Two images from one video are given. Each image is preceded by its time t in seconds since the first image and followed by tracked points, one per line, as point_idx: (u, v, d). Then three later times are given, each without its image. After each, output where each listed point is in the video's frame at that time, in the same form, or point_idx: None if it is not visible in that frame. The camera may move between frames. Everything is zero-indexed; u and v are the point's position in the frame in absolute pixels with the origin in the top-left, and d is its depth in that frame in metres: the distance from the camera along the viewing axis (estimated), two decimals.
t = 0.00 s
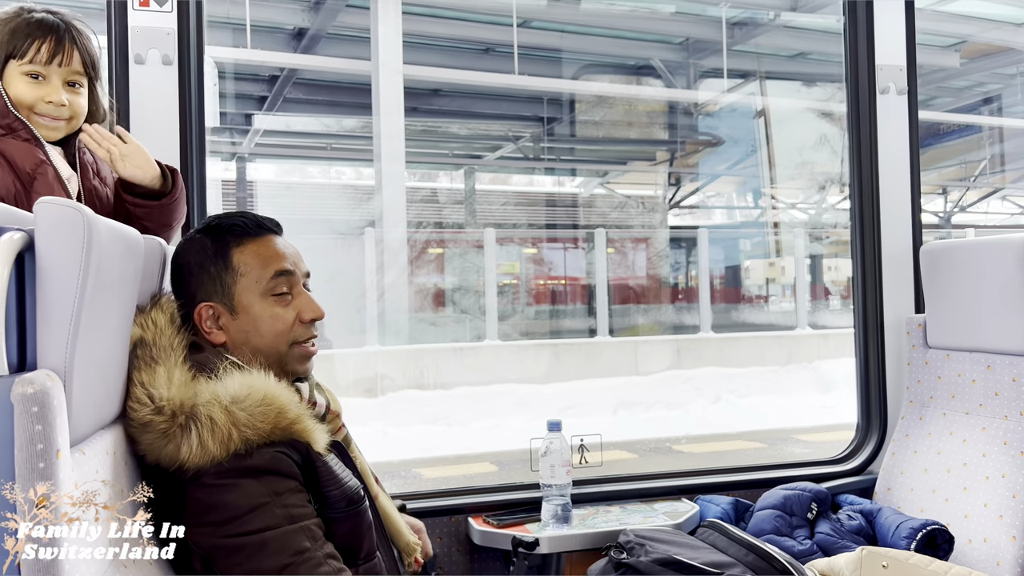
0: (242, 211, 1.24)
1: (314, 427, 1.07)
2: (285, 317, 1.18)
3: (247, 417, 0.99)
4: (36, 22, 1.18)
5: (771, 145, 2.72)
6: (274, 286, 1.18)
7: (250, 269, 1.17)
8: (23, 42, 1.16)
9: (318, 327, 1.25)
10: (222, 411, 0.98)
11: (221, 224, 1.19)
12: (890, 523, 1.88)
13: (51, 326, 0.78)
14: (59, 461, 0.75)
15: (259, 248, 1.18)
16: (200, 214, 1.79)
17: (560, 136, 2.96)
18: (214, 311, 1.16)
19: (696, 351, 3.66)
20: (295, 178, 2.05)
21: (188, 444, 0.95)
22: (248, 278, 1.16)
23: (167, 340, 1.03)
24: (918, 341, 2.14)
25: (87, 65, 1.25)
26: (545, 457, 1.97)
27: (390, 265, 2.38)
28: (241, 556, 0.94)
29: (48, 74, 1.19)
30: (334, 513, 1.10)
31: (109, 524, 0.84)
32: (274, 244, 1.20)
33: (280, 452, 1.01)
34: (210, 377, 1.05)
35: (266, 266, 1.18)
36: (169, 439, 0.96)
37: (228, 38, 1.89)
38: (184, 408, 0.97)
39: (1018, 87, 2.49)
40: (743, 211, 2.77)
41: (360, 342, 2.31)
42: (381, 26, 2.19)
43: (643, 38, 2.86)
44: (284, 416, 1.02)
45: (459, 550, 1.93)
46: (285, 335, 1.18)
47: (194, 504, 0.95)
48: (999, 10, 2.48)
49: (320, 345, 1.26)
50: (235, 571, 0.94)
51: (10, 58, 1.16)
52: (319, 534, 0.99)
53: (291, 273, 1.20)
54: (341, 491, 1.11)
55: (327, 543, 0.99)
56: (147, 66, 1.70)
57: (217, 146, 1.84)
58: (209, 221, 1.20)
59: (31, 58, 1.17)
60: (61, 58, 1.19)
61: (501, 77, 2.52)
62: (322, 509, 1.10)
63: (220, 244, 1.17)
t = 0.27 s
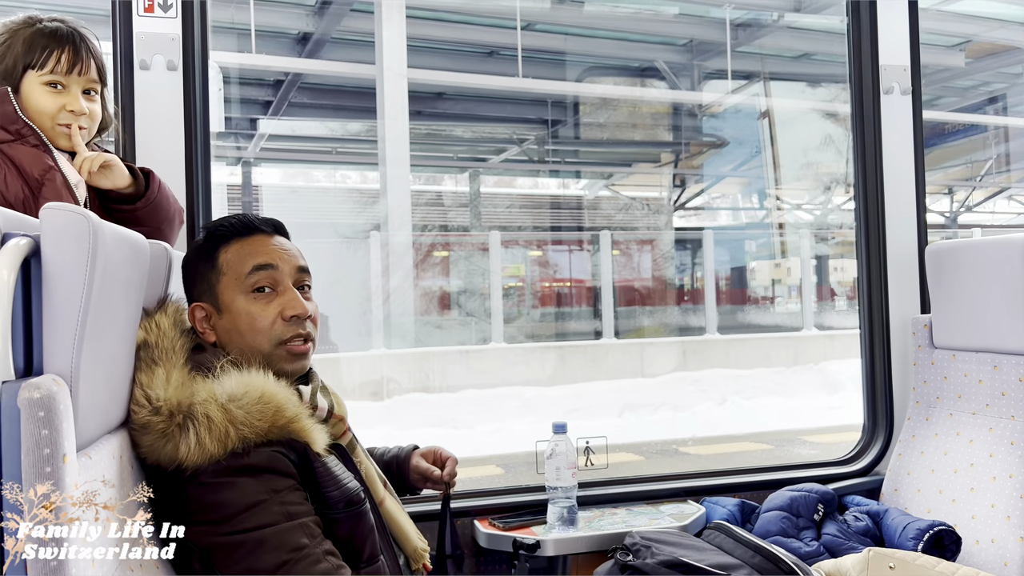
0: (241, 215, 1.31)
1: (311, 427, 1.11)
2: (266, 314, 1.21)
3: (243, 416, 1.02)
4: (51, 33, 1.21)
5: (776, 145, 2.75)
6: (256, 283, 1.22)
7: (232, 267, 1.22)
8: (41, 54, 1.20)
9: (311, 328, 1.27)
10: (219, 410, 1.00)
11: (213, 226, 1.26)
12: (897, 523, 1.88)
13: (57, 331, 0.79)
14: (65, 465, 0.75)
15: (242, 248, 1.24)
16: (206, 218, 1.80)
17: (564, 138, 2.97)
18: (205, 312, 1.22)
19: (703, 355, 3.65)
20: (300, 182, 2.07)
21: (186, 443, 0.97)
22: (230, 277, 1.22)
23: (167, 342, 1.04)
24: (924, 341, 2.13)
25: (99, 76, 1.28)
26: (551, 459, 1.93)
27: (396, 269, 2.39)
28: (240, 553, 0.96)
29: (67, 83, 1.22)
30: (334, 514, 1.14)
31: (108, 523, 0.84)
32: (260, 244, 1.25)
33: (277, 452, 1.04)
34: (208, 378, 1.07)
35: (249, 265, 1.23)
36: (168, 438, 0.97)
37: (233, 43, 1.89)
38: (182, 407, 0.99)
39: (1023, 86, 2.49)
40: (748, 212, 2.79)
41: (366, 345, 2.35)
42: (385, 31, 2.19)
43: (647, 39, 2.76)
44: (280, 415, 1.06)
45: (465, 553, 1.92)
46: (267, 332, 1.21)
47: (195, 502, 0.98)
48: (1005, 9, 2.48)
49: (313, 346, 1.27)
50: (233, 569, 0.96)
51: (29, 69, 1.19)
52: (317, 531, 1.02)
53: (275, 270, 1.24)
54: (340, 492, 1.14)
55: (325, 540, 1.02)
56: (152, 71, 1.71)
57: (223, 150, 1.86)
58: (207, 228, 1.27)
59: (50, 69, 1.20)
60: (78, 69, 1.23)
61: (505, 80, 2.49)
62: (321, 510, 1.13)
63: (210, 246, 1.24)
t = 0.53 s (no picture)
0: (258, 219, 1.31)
1: (313, 431, 1.11)
2: (273, 323, 1.22)
3: (242, 417, 1.01)
4: (55, 37, 1.21)
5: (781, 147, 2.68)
6: (265, 291, 1.23)
7: (243, 273, 1.23)
8: (45, 59, 1.20)
9: (319, 338, 1.27)
10: (219, 411, 1.00)
11: (228, 230, 1.27)
12: (902, 523, 1.87)
13: (60, 334, 0.79)
14: (67, 468, 0.76)
15: (256, 255, 1.24)
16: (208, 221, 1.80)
17: (567, 140, 3.04)
18: (217, 314, 1.24)
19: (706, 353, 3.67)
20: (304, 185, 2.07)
21: (185, 442, 0.97)
22: (240, 283, 1.23)
23: (172, 342, 1.04)
24: (928, 340, 2.12)
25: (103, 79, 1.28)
26: (556, 461, 1.93)
27: (399, 271, 2.47)
28: (235, 554, 0.96)
29: (72, 87, 1.23)
30: (334, 517, 1.14)
31: (108, 523, 0.83)
32: (274, 252, 1.25)
33: (276, 454, 1.04)
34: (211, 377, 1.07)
35: (261, 273, 1.23)
36: (167, 437, 0.97)
37: (236, 46, 1.86)
38: (182, 406, 0.99)
39: None
40: (751, 212, 2.85)
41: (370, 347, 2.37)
42: (387, 33, 2.20)
43: (649, 41, 2.80)
44: (280, 417, 1.05)
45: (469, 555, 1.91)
46: (273, 340, 1.22)
47: (193, 501, 0.98)
48: (1007, 7, 2.48)
49: (320, 355, 1.27)
50: (230, 569, 0.96)
51: (34, 73, 1.20)
52: (315, 535, 1.01)
53: (284, 281, 1.24)
54: (341, 496, 1.14)
55: (322, 545, 1.01)
56: (153, 75, 1.70)
57: (225, 154, 1.85)
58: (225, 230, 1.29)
59: (55, 73, 1.21)
60: (83, 73, 1.23)
61: (507, 82, 2.45)
62: (322, 513, 1.13)
63: (226, 249, 1.26)
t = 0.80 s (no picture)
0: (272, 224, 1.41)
1: (321, 424, 1.13)
2: (285, 322, 1.32)
3: (253, 406, 1.05)
4: (59, 43, 1.23)
5: (781, 146, 2.68)
6: (277, 292, 1.33)
7: (257, 275, 1.33)
8: (49, 64, 1.21)
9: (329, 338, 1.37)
10: (230, 399, 1.03)
11: (244, 234, 1.36)
12: (905, 523, 1.87)
13: (61, 336, 0.79)
14: (69, 469, 0.76)
15: (269, 257, 1.34)
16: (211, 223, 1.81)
17: (568, 140, 2.99)
18: (232, 313, 1.35)
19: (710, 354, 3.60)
20: (306, 188, 2.05)
21: (196, 428, 0.99)
22: (255, 284, 1.33)
23: (187, 336, 1.08)
24: (931, 339, 2.13)
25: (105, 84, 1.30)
26: (557, 461, 1.97)
27: (401, 272, 2.43)
28: (239, 542, 0.99)
29: (74, 92, 1.24)
30: (338, 511, 1.17)
31: (108, 523, 0.83)
32: (286, 255, 1.35)
33: (285, 445, 1.07)
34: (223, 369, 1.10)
35: (273, 274, 1.33)
36: (179, 423, 1.00)
37: (237, 48, 1.89)
38: (195, 393, 1.01)
39: None
40: (755, 212, 2.75)
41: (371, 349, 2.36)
42: (389, 34, 2.23)
43: (650, 41, 2.75)
44: (290, 409, 1.08)
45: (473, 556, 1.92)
46: (284, 338, 1.32)
47: (200, 489, 1.01)
48: (1008, 6, 2.47)
49: (329, 354, 1.37)
50: (232, 557, 0.98)
51: (37, 78, 1.21)
52: (317, 528, 1.03)
53: (296, 282, 1.34)
54: (346, 491, 1.17)
55: (325, 537, 1.03)
56: (155, 77, 1.71)
57: (228, 156, 1.86)
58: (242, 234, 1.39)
59: (59, 79, 1.22)
60: (86, 79, 1.25)
61: (508, 83, 2.49)
62: (326, 507, 1.17)
63: (242, 251, 1.35)
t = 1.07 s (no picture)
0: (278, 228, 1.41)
1: (322, 408, 1.17)
2: (287, 324, 1.33)
3: (259, 384, 1.08)
4: (59, 45, 1.22)
5: (782, 146, 2.67)
6: (281, 295, 1.34)
7: (262, 277, 1.33)
8: (50, 66, 1.21)
9: (329, 340, 1.37)
10: (238, 376, 1.07)
11: (249, 237, 1.36)
12: (906, 521, 1.86)
13: (58, 334, 0.79)
14: (66, 469, 0.76)
15: (273, 261, 1.35)
16: (210, 224, 1.80)
17: (569, 140, 2.99)
18: (235, 314, 1.35)
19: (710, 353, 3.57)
20: (306, 188, 2.05)
21: (205, 402, 1.03)
22: (259, 286, 1.33)
23: (195, 324, 1.12)
24: (932, 338, 2.13)
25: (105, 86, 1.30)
26: (557, 460, 1.99)
27: (402, 272, 2.44)
28: (239, 515, 1.02)
29: (75, 94, 1.24)
30: (336, 494, 1.20)
31: (108, 523, 0.84)
32: (291, 259, 1.35)
33: (287, 425, 1.11)
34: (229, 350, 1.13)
35: (277, 277, 1.34)
36: (188, 398, 1.02)
37: (236, 49, 1.89)
38: (205, 369, 1.05)
39: None
40: (755, 211, 2.75)
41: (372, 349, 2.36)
42: (388, 35, 2.23)
43: (652, 41, 2.77)
44: (293, 390, 1.12)
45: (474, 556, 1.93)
46: (286, 339, 1.33)
47: (202, 464, 1.04)
48: (1007, 5, 2.47)
49: (329, 356, 1.37)
50: (231, 529, 1.02)
51: (38, 80, 1.21)
52: (315, 506, 1.07)
53: (300, 286, 1.34)
54: (344, 474, 1.20)
55: (322, 516, 1.07)
56: (154, 77, 1.71)
57: (227, 156, 1.86)
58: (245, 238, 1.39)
59: (60, 81, 1.22)
60: (86, 80, 1.25)
61: (508, 83, 2.48)
62: (325, 489, 1.20)
63: (245, 255, 1.35)
